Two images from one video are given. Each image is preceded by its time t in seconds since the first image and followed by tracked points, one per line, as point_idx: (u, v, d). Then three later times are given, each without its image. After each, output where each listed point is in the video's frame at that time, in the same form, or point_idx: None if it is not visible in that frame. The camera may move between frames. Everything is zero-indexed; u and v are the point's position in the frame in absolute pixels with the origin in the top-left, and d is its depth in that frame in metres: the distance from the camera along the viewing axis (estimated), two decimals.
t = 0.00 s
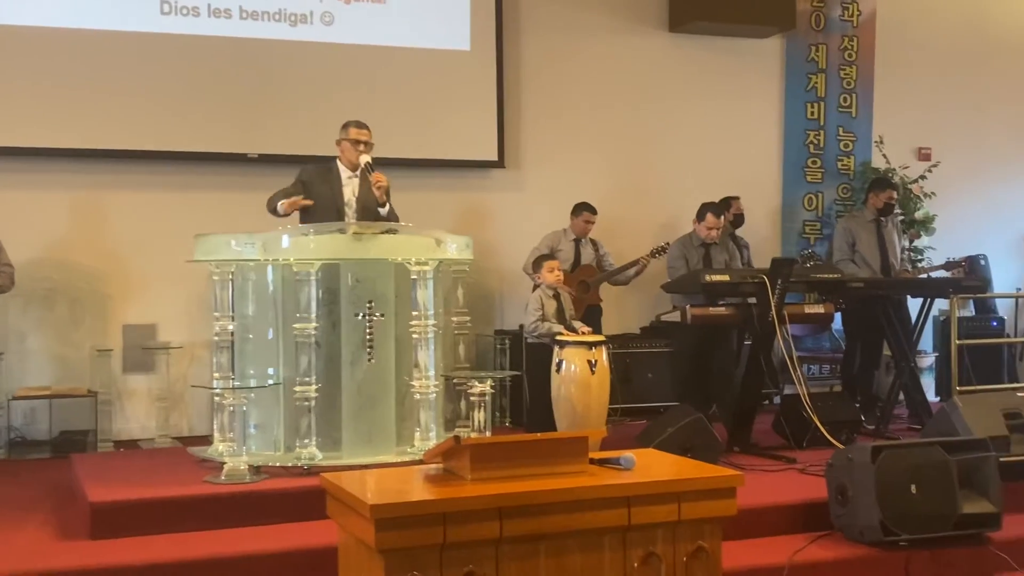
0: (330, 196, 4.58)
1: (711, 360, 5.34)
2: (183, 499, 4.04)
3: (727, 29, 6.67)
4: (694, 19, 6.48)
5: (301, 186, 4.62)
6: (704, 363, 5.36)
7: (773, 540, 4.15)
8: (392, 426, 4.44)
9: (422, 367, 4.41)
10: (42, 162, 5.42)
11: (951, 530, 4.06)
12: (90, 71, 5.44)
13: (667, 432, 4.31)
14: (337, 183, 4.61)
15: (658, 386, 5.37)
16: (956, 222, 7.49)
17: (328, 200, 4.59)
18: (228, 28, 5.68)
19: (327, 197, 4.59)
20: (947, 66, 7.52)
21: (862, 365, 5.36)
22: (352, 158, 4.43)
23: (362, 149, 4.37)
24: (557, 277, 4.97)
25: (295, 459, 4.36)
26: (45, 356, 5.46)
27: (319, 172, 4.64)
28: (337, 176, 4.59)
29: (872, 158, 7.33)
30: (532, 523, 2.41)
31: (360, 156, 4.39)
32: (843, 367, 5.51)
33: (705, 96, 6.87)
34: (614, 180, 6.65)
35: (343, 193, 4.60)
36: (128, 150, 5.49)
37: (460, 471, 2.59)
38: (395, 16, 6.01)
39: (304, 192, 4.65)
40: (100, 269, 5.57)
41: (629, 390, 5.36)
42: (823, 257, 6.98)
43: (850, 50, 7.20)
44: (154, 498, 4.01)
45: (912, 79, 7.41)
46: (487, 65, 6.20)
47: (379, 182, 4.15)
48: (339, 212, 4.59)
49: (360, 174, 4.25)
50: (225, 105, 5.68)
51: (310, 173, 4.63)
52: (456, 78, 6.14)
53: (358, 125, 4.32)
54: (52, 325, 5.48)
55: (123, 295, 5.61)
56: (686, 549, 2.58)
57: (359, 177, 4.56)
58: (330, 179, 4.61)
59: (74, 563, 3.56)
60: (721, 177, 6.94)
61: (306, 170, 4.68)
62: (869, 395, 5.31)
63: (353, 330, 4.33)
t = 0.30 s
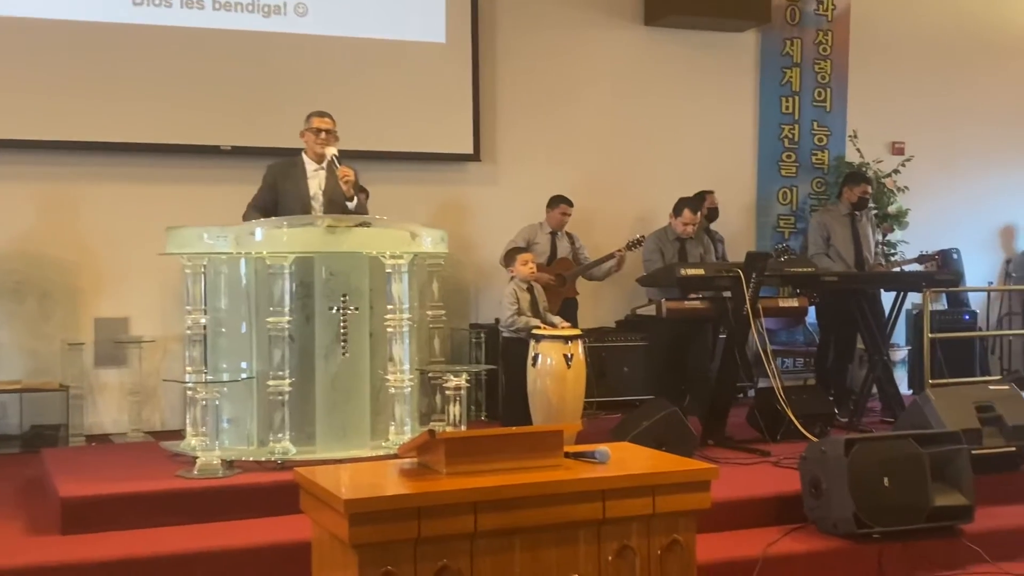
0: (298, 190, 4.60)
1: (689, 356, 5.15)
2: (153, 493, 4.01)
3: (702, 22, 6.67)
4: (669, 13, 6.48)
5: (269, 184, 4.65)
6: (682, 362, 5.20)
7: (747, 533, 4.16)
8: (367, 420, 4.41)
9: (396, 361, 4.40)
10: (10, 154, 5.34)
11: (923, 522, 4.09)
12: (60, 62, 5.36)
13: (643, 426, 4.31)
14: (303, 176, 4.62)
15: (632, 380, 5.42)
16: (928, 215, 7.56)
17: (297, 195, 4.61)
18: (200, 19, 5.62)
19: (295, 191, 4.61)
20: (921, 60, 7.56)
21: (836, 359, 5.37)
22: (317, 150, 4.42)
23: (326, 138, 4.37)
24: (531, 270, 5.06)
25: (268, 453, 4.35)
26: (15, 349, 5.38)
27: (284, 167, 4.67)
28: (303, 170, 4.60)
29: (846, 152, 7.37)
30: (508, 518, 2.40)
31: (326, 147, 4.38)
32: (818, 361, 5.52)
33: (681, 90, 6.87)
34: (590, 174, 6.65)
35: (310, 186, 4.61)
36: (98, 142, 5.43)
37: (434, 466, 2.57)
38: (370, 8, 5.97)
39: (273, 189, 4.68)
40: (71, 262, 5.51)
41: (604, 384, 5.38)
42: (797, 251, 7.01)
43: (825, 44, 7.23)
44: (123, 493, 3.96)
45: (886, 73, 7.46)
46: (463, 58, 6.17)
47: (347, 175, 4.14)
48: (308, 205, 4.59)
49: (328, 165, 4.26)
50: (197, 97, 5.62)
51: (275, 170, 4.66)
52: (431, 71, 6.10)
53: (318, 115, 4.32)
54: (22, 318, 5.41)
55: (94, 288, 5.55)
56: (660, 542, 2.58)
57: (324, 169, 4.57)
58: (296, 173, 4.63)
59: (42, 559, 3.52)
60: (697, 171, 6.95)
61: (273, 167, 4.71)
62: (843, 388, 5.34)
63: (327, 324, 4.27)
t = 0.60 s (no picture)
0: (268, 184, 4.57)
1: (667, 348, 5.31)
2: (126, 487, 3.97)
3: (680, 17, 6.68)
4: (647, 7, 6.49)
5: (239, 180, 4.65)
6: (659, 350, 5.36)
7: (724, 526, 4.17)
8: (345, 415, 4.39)
9: (374, 355, 4.38)
10: None
11: (899, 514, 4.12)
12: (33, 53, 5.30)
13: (621, 421, 4.32)
14: (272, 170, 4.59)
15: (612, 373, 5.32)
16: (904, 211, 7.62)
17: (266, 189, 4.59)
18: (176, 11, 5.56)
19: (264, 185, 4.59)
20: (898, 56, 7.60)
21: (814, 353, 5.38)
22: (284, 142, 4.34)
23: (294, 131, 4.29)
24: (509, 266, 5.05)
25: (245, 448, 4.32)
26: None
27: (255, 162, 4.67)
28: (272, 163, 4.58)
29: (824, 147, 7.40)
30: (486, 512, 2.39)
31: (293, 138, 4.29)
32: (794, 354, 5.55)
33: (661, 84, 6.88)
34: (570, 168, 6.65)
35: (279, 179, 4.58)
36: (73, 134, 5.37)
37: (413, 460, 2.57)
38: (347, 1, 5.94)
39: (244, 183, 4.67)
40: (46, 255, 5.45)
41: (583, 378, 5.29)
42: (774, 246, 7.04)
43: (803, 39, 7.27)
44: (94, 487, 3.92)
45: (864, 69, 7.50)
46: (442, 52, 6.14)
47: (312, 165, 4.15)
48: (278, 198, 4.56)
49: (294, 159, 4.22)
50: (173, 89, 5.57)
51: (246, 165, 4.67)
52: (409, 64, 6.07)
53: (284, 107, 4.25)
54: None
55: (69, 281, 5.49)
56: (638, 536, 2.58)
57: (293, 162, 4.54)
58: (266, 167, 4.61)
59: (14, 554, 3.48)
60: (676, 166, 6.96)
61: (244, 162, 4.70)
62: (820, 382, 5.35)
63: (304, 317, 4.25)
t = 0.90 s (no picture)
0: (232, 177, 4.52)
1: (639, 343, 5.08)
2: (93, 483, 3.92)
3: (652, 12, 6.69)
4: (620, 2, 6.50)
5: (202, 173, 4.57)
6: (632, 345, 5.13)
7: (697, 520, 4.18)
8: (316, 409, 4.37)
9: (347, 349, 4.36)
10: None
11: (869, 508, 4.15)
12: None
13: (594, 414, 4.33)
14: (236, 162, 4.54)
15: (585, 368, 5.47)
16: (874, 206, 7.71)
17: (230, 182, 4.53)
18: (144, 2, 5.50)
19: (228, 178, 4.53)
20: (868, 53, 7.67)
21: (785, 347, 5.43)
22: (248, 134, 4.30)
23: (257, 123, 4.24)
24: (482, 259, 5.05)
25: (216, 443, 4.29)
26: None
27: (218, 154, 4.59)
28: (236, 156, 4.52)
29: (795, 143, 7.46)
30: (459, 506, 2.38)
31: (256, 131, 4.25)
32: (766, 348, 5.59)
33: (633, 79, 6.90)
34: (543, 162, 6.66)
35: (243, 172, 4.53)
36: (39, 127, 5.30)
37: (385, 454, 2.55)
38: None
39: (206, 176, 4.59)
40: (13, 249, 5.38)
41: (556, 372, 5.44)
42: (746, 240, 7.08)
43: (774, 35, 7.31)
44: (63, 483, 3.87)
45: (834, 65, 7.55)
46: (414, 45, 6.12)
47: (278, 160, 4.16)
48: (242, 191, 4.52)
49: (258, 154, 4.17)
50: (142, 81, 5.51)
51: (209, 158, 4.58)
52: (381, 57, 6.05)
53: (247, 99, 4.19)
54: None
55: (37, 275, 5.42)
56: (611, 531, 2.58)
57: (258, 155, 4.49)
58: (229, 161, 4.55)
59: None
60: (648, 161, 6.98)
61: (207, 154, 4.63)
62: (791, 376, 5.38)
63: (276, 311, 4.22)
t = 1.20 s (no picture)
0: (201, 173, 4.52)
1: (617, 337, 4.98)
2: (66, 480, 3.89)
3: (630, 9, 6.70)
4: None
5: (171, 170, 4.55)
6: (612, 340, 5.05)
7: (674, 516, 4.20)
8: (294, 407, 4.36)
9: (324, 347, 4.37)
10: None
11: (844, 503, 4.18)
12: None
13: (572, 410, 4.35)
14: (204, 158, 4.54)
15: (563, 364, 5.49)
16: (849, 203, 7.77)
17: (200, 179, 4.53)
18: None
19: (198, 175, 4.53)
20: (845, 52, 7.72)
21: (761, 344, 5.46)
22: (215, 130, 4.29)
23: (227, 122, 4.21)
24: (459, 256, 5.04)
25: (192, 440, 4.27)
26: None
27: (187, 150, 4.57)
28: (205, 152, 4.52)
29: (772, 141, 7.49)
30: (436, 503, 2.37)
31: (223, 127, 4.22)
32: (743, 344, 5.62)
33: (612, 77, 6.91)
34: (521, 160, 6.65)
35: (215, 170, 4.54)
36: (14, 122, 5.25)
37: (362, 451, 2.54)
38: None
39: (176, 172, 4.57)
40: None
41: (534, 369, 5.45)
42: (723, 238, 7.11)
43: (751, 34, 7.34)
44: (37, 482, 3.84)
45: (811, 64, 7.60)
46: (391, 41, 6.10)
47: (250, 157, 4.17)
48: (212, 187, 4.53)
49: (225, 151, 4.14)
50: (118, 77, 5.47)
51: (177, 154, 4.56)
52: (359, 54, 6.03)
53: (213, 95, 4.16)
54: None
55: (11, 272, 5.37)
56: (588, 527, 2.59)
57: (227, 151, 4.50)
58: (198, 157, 4.54)
59: None
60: (627, 159, 7.00)
61: (176, 150, 4.60)
62: (768, 372, 5.42)
63: (252, 309, 4.20)
